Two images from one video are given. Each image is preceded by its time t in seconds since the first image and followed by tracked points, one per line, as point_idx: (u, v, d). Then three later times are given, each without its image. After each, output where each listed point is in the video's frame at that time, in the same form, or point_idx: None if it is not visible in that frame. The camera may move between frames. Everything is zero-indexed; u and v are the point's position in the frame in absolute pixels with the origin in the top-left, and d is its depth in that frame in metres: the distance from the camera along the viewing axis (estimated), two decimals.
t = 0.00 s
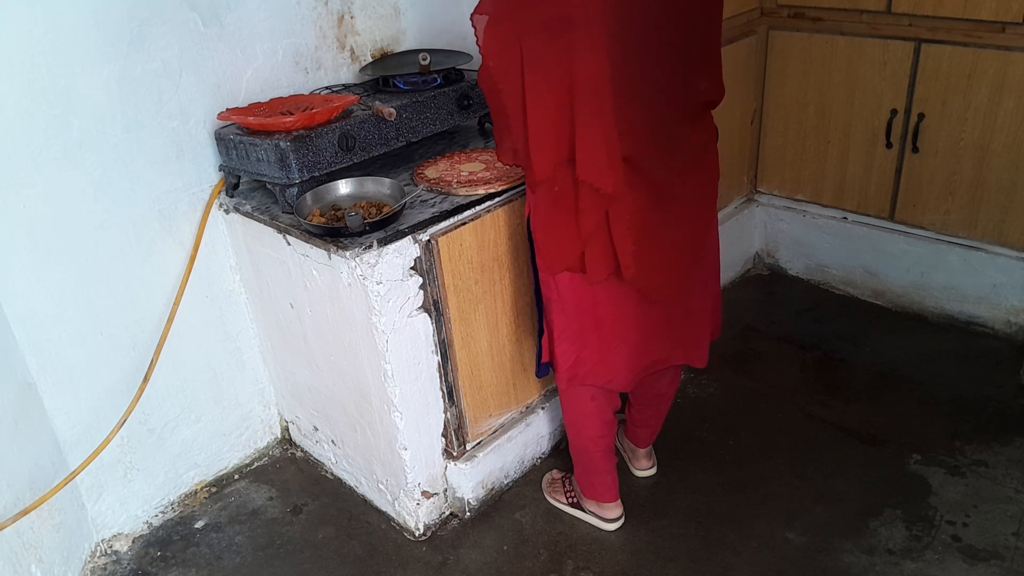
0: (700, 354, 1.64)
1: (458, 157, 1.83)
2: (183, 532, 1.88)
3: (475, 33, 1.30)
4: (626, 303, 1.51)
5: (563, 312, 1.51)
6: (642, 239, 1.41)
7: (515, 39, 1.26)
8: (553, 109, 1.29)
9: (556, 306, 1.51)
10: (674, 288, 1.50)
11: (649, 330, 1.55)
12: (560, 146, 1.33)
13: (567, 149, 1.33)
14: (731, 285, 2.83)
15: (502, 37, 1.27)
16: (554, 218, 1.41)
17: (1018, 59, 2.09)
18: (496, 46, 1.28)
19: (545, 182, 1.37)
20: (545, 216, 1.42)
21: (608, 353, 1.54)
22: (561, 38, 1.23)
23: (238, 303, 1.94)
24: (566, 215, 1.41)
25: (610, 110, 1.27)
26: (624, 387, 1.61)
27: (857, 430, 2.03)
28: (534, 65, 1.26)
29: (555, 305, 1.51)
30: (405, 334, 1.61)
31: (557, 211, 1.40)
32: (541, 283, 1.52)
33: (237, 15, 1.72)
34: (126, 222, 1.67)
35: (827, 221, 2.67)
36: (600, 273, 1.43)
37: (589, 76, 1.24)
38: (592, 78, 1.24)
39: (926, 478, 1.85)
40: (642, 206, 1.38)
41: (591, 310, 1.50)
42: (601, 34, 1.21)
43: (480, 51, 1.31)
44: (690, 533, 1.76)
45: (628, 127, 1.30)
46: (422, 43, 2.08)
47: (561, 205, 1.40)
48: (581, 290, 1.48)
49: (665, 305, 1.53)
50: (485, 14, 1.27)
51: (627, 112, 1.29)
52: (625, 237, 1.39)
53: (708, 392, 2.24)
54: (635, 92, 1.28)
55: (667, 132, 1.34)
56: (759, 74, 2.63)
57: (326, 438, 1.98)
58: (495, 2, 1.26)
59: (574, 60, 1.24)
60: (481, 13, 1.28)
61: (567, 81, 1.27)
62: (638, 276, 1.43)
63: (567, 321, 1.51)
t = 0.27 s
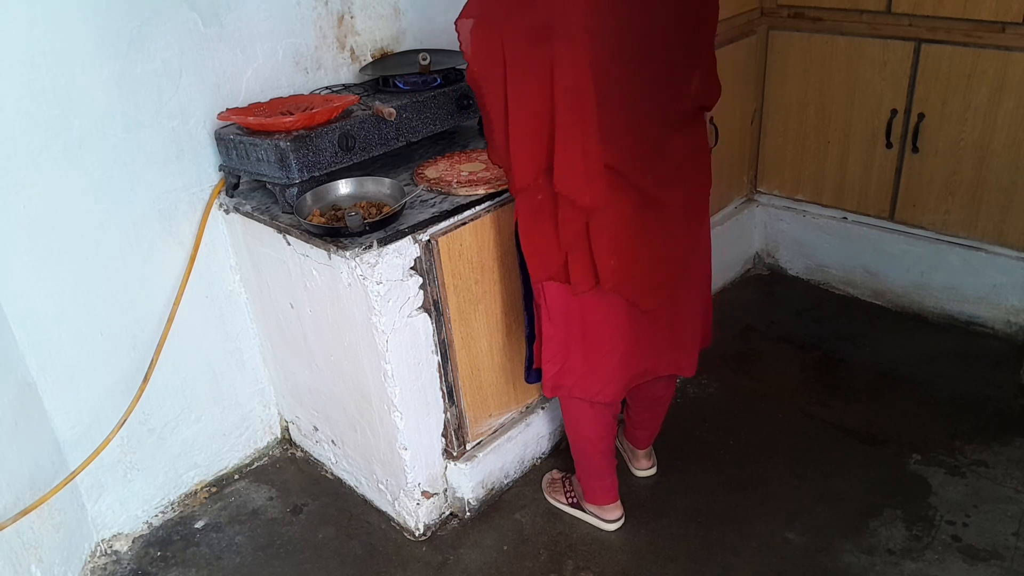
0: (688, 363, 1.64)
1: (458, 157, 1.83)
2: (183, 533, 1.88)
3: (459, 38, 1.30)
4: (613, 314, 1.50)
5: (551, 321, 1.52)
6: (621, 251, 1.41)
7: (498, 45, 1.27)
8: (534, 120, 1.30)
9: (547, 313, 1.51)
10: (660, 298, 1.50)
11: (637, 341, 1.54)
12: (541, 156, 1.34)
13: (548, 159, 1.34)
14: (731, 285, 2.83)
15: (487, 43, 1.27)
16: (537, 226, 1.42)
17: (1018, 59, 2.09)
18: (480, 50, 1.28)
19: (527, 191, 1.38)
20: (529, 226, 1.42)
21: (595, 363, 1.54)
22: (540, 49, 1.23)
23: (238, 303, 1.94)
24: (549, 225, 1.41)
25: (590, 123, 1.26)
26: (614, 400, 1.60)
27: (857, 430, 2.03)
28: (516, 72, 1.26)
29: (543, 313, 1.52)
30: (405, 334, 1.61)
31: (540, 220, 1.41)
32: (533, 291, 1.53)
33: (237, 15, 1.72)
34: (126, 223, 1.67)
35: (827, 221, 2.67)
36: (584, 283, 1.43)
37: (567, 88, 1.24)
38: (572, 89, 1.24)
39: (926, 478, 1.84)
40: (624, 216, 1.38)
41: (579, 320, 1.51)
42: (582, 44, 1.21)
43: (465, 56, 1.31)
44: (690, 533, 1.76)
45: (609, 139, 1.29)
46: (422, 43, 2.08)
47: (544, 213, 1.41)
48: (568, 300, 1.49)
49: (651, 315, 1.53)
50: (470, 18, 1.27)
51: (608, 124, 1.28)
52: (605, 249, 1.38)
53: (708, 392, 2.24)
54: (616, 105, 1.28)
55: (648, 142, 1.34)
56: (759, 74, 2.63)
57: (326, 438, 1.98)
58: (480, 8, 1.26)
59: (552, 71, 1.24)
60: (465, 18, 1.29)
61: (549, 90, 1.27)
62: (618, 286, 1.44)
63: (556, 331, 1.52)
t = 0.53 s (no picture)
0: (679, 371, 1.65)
1: (458, 157, 1.83)
2: (183, 533, 1.88)
3: (444, 49, 1.29)
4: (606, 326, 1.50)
5: (545, 330, 1.51)
6: (609, 263, 1.41)
7: (485, 58, 1.26)
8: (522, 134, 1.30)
9: (541, 325, 1.51)
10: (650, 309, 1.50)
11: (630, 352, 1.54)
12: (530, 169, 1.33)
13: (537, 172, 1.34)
14: (731, 285, 2.83)
15: (473, 56, 1.27)
16: (527, 237, 1.42)
17: (1018, 59, 2.09)
18: (467, 62, 1.28)
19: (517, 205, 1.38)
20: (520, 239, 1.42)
21: (588, 375, 1.53)
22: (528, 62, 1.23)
23: (238, 303, 1.93)
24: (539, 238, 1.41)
25: (578, 137, 1.25)
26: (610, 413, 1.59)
27: (857, 430, 2.03)
28: (503, 85, 1.26)
29: (536, 322, 1.51)
30: (405, 334, 1.61)
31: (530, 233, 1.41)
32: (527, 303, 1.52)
33: (237, 15, 1.72)
34: (126, 223, 1.67)
35: (827, 221, 2.68)
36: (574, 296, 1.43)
37: (555, 102, 1.23)
38: (558, 103, 1.23)
39: (926, 478, 1.85)
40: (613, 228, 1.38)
41: (572, 334, 1.50)
42: (568, 58, 1.20)
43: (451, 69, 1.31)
44: (690, 533, 1.76)
45: (596, 152, 1.29)
46: (422, 43, 2.08)
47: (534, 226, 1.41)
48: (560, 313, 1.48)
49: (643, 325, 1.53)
50: (455, 31, 1.27)
51: (595, 137, 1.28)
52: (594, 262, 1.38)
53: (708, 392, 2.24)
54: (603, 118, 1.27)
55: (637, 154, 1.34)
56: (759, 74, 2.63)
57: (326, 438, 1.98)
58: (466, 21, 1.25)
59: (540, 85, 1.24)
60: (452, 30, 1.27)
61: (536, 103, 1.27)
62: (607, 297, 1.44)
63: (548, 340, 1.51)
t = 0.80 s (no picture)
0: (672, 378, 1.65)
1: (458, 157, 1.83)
2: (183, 532, 1.88)
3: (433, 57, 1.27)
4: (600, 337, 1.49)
5: (535, 337, 1.52)
6: (602, 272, 1.40)
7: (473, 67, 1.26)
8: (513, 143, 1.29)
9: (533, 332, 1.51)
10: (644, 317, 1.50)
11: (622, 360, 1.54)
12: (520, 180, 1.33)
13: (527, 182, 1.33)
14: (731, 285, 2.83)
15: (462, 65, 1.26)
16: (520, 246, 1.43)
17: (1018, 59, 2.09)
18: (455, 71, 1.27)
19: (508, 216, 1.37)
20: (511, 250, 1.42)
21: (579, 383, 1.54)
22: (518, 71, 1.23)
23: (238, 303, 1.94)
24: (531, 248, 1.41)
25: (569, 145, 1.25)
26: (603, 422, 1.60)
27: (857, 430, 2.03)
28: (493, 94, 1.26)
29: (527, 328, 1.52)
30: (405, 334, 1.61)
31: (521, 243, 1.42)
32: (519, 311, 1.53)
33: (237, 15, 1.72)
34: (126, 223, 1.67)
35: (827, 221, 2.68)
36: (566, 306, 1.43)
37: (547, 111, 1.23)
38: (549, 110, 1.23)
39: (926, 478, 1.85)
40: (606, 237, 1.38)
41: (563, 343, 1.50)
42: (558, 65, 1.20)
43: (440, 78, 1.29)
44: (689, 533, 1.76)
45: (587, 160, 1.29)
46: (422, 43, 2.08)
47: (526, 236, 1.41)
48: (552, 322, 1.49)
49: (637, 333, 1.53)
50: (444, 39, 1.25)
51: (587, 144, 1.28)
52: (587, 271, 1.37)
53: (708, 392, 2.23)
54: (594, 126, 1.27)
55: (630, 162, 1.34)
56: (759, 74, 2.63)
57: (326, 438, 1.98)
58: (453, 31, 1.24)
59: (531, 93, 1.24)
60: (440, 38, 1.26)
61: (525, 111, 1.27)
62: (600, 306, 1.43)
63: (539, 347, 1.52)
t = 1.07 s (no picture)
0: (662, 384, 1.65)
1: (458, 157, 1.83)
2: (183, 532, 1.88)
3: (422, 59, 1.25)
4: (587, 343, 1.49)
5: (524, 344, 1.51)
6: (591, 279, 1.40)
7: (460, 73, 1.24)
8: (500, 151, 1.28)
9: (522, 338, 1.51)
10: (633, 323, 1.49)
11: (611, 367, 1.54)
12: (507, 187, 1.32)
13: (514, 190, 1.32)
14: (730, 285, 2.83)
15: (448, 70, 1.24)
16: (508, 255, 1.40)
17: (1018, 59, 2.09)
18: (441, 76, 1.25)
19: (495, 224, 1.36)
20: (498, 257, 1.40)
21: (568, 390, 1.54)
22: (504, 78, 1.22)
23: (238, 303, 1.94)
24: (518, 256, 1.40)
25: (556, 152, 1.25)
26: (592, 428, 1.60)
27: (857, 429, 2.03)
28: (480, 100, 1.24)
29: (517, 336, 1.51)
30: (405, 334, 1.61)
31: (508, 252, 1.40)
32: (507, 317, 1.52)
33: (237, 15, 1.72)
34: (126, 223, 1.67)
35: (827, 221, 2.68)
36: (554, 313, 1.43)
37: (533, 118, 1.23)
38: (536, 117, 1.23)
39: (926, 478, 1.85)
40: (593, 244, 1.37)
41: (552, 349, 1.50)
42: (545, 72, 1.20)
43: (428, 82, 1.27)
44: (690, 533, 1.75)
45: (575, 167, 1.29)
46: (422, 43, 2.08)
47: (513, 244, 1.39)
48: (541, 328, 1.48)
49: (626, 339, 1.52)
50: (433, 41, 1.23)
51: (575, 150, 1.28)
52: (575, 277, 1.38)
53: (708, 392, 2.23)
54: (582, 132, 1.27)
55: (617, 168, 1.33)
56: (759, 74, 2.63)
57: (326, 438, 1.97)
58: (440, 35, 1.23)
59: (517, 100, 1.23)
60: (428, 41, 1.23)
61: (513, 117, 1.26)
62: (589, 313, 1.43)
63: (527, 354, 1.52)
